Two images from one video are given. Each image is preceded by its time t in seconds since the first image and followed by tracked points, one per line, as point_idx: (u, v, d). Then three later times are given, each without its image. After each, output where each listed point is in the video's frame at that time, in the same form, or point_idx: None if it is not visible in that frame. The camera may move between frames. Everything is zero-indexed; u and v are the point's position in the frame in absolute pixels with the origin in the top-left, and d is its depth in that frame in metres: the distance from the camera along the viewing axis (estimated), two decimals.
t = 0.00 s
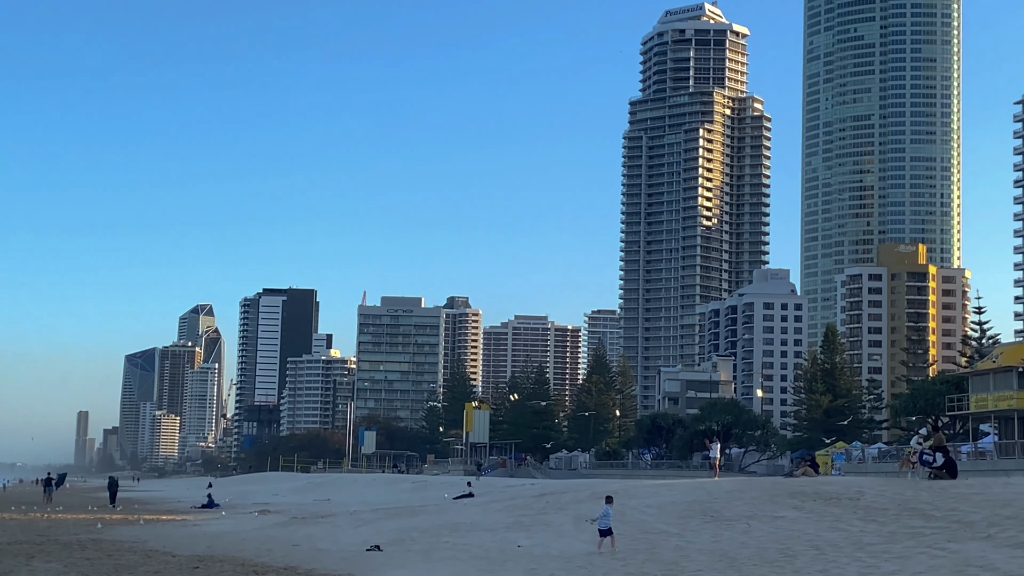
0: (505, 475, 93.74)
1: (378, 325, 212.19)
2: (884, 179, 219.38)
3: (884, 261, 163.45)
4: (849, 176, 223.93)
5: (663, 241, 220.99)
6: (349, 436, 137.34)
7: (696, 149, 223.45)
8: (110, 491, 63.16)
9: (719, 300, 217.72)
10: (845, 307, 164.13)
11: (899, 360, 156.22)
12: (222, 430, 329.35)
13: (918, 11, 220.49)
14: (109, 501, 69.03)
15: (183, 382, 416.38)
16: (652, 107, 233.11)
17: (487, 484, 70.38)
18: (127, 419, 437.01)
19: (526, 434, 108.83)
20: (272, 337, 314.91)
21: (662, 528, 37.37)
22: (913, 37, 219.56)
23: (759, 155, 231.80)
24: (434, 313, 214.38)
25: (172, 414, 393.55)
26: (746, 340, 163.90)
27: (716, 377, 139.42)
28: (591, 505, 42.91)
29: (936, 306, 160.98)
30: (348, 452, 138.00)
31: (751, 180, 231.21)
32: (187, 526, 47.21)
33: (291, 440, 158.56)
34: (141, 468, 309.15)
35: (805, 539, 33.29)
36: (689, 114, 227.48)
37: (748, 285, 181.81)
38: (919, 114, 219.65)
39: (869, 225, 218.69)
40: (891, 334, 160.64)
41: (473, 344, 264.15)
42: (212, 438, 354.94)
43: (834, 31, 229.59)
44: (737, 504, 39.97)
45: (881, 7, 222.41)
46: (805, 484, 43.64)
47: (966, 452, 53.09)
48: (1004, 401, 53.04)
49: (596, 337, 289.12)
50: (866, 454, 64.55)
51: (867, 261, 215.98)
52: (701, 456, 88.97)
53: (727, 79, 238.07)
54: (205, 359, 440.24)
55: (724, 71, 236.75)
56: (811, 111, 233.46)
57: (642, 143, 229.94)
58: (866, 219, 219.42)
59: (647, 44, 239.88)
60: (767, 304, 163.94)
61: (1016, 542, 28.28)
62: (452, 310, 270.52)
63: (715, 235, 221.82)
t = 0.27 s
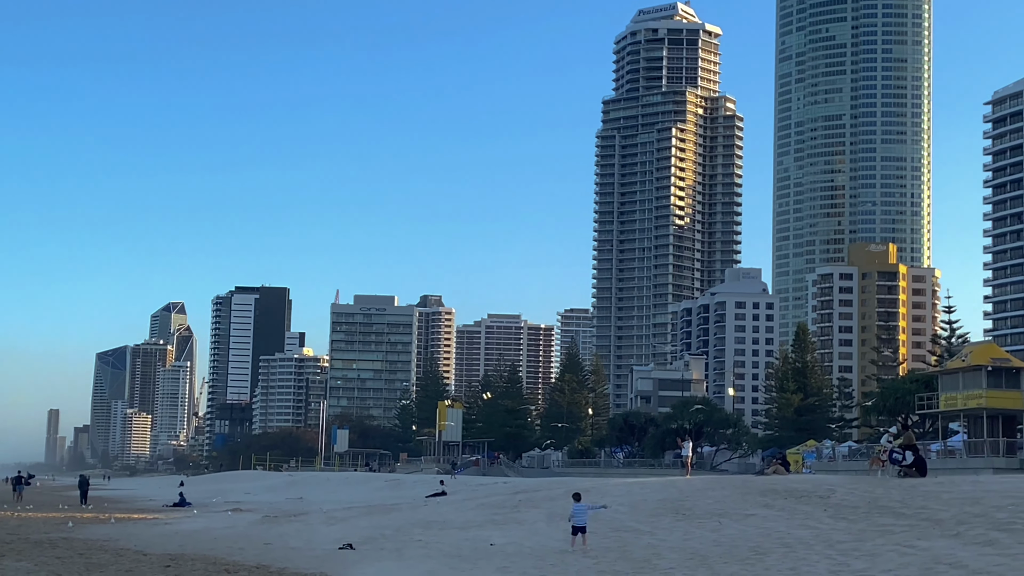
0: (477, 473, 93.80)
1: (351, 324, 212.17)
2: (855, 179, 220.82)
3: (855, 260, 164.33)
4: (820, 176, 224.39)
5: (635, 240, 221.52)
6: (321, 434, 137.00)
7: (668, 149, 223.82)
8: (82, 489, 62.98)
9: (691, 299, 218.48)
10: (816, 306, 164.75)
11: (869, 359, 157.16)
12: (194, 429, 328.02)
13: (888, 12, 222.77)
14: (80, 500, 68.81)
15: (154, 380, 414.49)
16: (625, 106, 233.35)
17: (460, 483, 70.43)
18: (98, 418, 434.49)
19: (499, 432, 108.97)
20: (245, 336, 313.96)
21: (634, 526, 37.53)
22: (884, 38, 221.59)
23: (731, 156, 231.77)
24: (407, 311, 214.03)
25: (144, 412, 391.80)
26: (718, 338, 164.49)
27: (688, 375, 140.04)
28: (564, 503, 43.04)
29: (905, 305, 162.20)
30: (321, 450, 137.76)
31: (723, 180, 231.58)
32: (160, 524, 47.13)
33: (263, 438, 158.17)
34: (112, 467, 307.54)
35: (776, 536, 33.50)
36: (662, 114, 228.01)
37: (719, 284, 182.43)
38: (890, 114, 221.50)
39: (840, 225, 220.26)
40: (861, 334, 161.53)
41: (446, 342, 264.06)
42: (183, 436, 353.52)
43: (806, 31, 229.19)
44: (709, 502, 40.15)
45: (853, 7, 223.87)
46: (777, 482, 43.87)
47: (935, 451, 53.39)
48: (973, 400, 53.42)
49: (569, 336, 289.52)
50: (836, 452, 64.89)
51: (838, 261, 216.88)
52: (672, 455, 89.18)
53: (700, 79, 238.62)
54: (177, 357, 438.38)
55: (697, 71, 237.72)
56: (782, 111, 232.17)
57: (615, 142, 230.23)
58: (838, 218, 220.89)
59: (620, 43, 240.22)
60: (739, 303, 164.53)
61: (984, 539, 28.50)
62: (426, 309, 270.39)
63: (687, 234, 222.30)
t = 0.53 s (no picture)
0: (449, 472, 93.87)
1: (323, 322, 211.62)
2: (825, 178, 222.52)
3: (824, 260, 165.25)
4: (790, 176, 224.26)
5: (607, 240, 222.13)
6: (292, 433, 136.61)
7: (640, 148, 224.26)
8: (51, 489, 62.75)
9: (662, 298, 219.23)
10: (786, 306, 165.45)
11: (839, 359, 158.13)
12: (165, 428, 326.67)
13: (858, 13, 224.24)
14: (49, 500, 68.46)
15: (125, 380, 412.46)
16: (596, 105, 233.48)
17: (432, 481, 70.48)
18: (66, 418, 431.66)
19: (471, 431, 109.32)
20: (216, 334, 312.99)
21: (605, 524, 37.70)
22: (854, 39, 223.20)
23: (702, 156, 232.66)
24: (379, 311, 213.62)
25: (113, 411, 389.77)
26: (690, 338, 165.09)
27: (659, 374, 140.61)
28: (534, 501, 43.20)
29: (874, 305, 163.40)
30: (292, 450, 137.52)
31: (694, 179, 231.83)
32: (131, 523, 47.08)
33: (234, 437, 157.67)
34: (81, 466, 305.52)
35: (745, 535, 33.76)
36: (634, 113, 228.59)
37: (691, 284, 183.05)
38: (860, 115, 223.24)
39: (810, 225, 221.11)
40: (830, 333, 162.39)
41: (418, 341, 263.91)
42: (153, 435, 351.76)
43: (776, 32, 229.76)
44: (679, 500, 40.38)
45: (823, 8, 225.23)
46: (745, 480, 44.16)
47: (903, 449, 53.75)
48: (940, 399, 53.87)
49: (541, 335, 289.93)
50: (805, 451, 65.32)
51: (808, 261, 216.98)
52: (643, 453, 89.56)
53: (671, 79, 239.43)
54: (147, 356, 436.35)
55: (668, 71, 238.63)
56: (754, 111, 234.32)
57: (587, 142, 230.23)
58: (808, 218, 221.40)
59: (592, 43, 240.84)
60: (709, 303, 165.10)
61: (952, 537, 28.75)
62: (397, 308, 270.14)
63: (659, 233, 223.07)
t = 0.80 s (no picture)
0: (420, 473, 93.82)
1: (294, 324, 210.48)
2: (795, 181, 223.22)
3: (793, 262, 166.14)
4: (760, 178, 225.82)
5: (579, 242, 222.55)
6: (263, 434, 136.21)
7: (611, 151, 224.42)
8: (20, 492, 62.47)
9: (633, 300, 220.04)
10: (756, 308, 166.02)
11: (808, 360, 158.82)
12: (135, 429, 325.04)
13: (828, 16, 225.31)
14: (18, 502, 68.12)
15: (95, 381, 410.37)
16: (568, 107, 233.07)
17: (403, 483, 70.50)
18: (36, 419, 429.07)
19: (442, 432, 109.48)
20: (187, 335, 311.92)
21: (576, 526, 37.83)
22: (823, 42, 224.14)
23: (673, 158, 234.04)
24: (350, 312, 213.25)
25: (83, 412, 387.68)
26: (660, 339, 165.64)
27: (630, 376, 140.98)
28: (506, 503, 43.27)
29: (844, 307, 164.35)
30: (264, 451, 137.19)
31: (665, 181, 232.85)
32: (101, 525, 46.99)
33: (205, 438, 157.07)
34: (51, 468, 303.66)
35: (713, 536, 33.94)
36: (605, 116, 228.65)
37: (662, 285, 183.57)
38: (829, 118, 224.51)
39: (780, 227, 221.81)
40: (800, 335, 163.11)
41: (390, 342, 263.69)
42: (123, 437, 350.05)
43: (747, 35, 231.68)
44: (650, 502, 40.53)
45: (793, 11, 225.93)
46: (714, 481, 44.34)
47: (871, 451, 54.00)
48: (908, 401, 54.15)
49: (513, 336, 290.11)
50: (775, 453, 65.63)
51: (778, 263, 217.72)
52: (614, 454, 89.84)
53: (642, 82, 240.63)
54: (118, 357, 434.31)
55: (639, 73, 239.70)
56: (724, 116, 233.79)
57: (559, 144, 230.00)
58: (778, 221, 222.35)
59: (564, 45, 242.09)
60: (680, 304, 165.56)
61: (919, 538, 28.98)
62: (369, 309, 269.76)
63: (630, 235, 224.05)
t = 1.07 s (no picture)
0: (392, 476, 93.74)
1: (266, 326, 209.74)
2: (766, 185, 224.19)
3: (763, 266, 166.95)
4: (731, 182, 226.21)
5: (551, 245, 222.69)
6: (234, 437, 135.71)
7: (584, 154, 225.04)
8: None
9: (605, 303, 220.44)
10: (727, 312, 166.57)
11: (778, 364, 159.49)
12: (105, 432, 323.42)
13: (799, 21, 226.54)
14: None
15: (65, 383, 408.09)
16: (541, 110, 233.50)
17: (375, 485, 70.52)
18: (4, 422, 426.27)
19: (413, 435, 109.30)
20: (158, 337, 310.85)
21: (548, 528, 37.95)
22: (794, 48, 225.66)
23: (645, 162, 234.86)
24: (323, 314, 212.87)
25: (53, 415, 385.57)
26: (632, 342, 166.03)
27: (602, 379, 141.31)
28: (477, 506, 43.33)
29: (814, 310, 165.26)
30: (235, 454, 136.69)
31: (637, 186, 233.69)
32: (70, 528, 46.77)
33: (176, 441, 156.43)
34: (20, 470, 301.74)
35: (684, 538, 34.14)
36: (578, 119, 229.56)
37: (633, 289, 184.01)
38: (800, 122, 225.96)
39: (750, 231, 222.86)
40: (771, 338, 163.65)
41: (362, 345, 263.36)
42: (93, 440, 348.24)
43: (719, 39, 232.30)
44: (621, 504, 40.70)
45: (765, 16, 226.95)
46: (684, 484, 44.55)
47: (841, 454, 54.35)
48: (877, 404, 54.48)
49: (485, 339, 290.28)
50: (745, 455, 66.05)
51: (749, 266, 218.25)
52: (586, 457, 90.15)
53: (615, 85, 241.06)
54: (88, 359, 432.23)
55: (612, 77, 240.05)
56: (695, 118, 233.81)
57: (532, 146, 230.22)
58: (748, 224, 222.99)
59: (536, 49, 242.50)
60: (652, 307, 166.03)
61: (887, 540, 29.25)
62: (341, 311, 269.37)
63: (602, 239, 224.37)
